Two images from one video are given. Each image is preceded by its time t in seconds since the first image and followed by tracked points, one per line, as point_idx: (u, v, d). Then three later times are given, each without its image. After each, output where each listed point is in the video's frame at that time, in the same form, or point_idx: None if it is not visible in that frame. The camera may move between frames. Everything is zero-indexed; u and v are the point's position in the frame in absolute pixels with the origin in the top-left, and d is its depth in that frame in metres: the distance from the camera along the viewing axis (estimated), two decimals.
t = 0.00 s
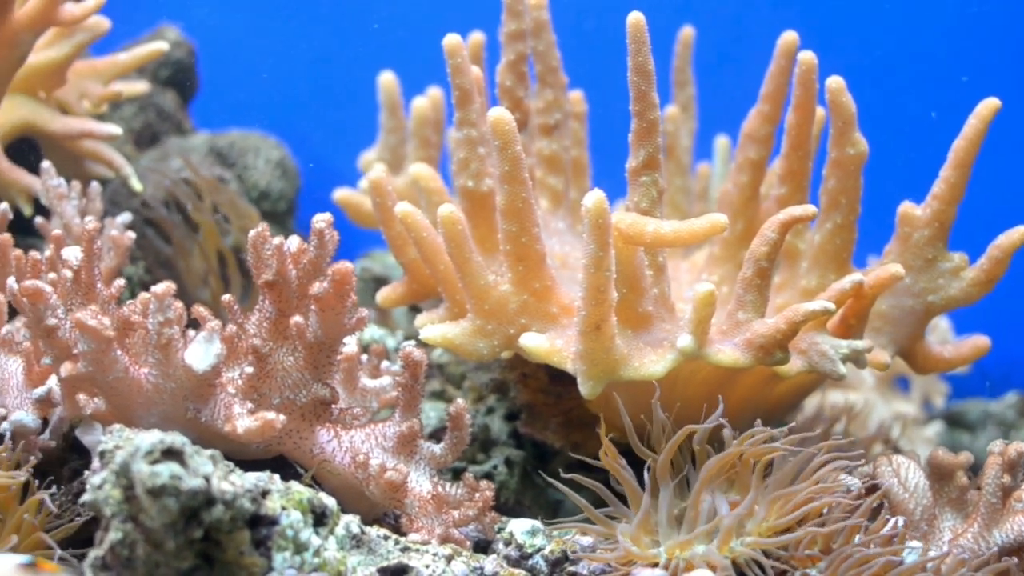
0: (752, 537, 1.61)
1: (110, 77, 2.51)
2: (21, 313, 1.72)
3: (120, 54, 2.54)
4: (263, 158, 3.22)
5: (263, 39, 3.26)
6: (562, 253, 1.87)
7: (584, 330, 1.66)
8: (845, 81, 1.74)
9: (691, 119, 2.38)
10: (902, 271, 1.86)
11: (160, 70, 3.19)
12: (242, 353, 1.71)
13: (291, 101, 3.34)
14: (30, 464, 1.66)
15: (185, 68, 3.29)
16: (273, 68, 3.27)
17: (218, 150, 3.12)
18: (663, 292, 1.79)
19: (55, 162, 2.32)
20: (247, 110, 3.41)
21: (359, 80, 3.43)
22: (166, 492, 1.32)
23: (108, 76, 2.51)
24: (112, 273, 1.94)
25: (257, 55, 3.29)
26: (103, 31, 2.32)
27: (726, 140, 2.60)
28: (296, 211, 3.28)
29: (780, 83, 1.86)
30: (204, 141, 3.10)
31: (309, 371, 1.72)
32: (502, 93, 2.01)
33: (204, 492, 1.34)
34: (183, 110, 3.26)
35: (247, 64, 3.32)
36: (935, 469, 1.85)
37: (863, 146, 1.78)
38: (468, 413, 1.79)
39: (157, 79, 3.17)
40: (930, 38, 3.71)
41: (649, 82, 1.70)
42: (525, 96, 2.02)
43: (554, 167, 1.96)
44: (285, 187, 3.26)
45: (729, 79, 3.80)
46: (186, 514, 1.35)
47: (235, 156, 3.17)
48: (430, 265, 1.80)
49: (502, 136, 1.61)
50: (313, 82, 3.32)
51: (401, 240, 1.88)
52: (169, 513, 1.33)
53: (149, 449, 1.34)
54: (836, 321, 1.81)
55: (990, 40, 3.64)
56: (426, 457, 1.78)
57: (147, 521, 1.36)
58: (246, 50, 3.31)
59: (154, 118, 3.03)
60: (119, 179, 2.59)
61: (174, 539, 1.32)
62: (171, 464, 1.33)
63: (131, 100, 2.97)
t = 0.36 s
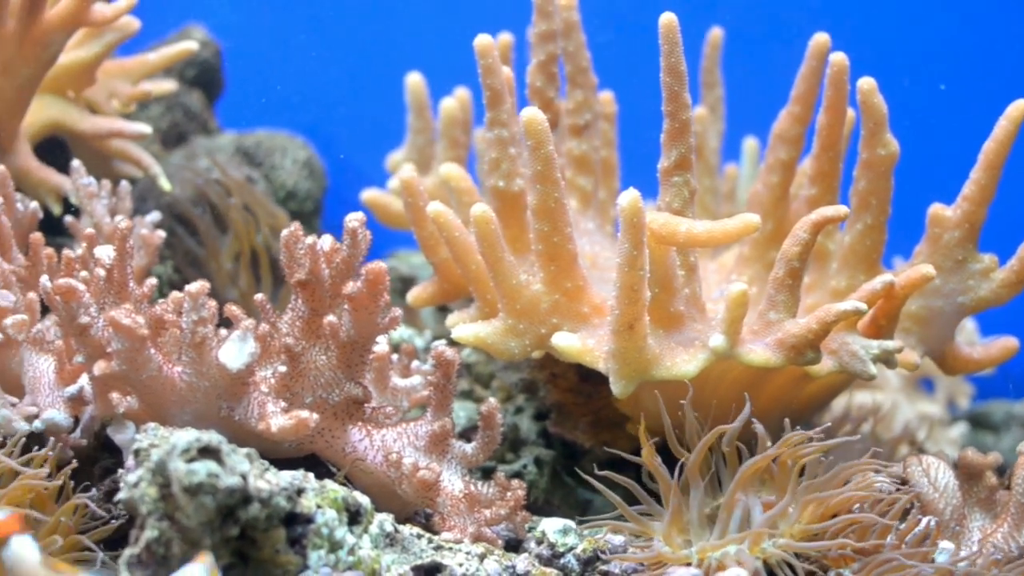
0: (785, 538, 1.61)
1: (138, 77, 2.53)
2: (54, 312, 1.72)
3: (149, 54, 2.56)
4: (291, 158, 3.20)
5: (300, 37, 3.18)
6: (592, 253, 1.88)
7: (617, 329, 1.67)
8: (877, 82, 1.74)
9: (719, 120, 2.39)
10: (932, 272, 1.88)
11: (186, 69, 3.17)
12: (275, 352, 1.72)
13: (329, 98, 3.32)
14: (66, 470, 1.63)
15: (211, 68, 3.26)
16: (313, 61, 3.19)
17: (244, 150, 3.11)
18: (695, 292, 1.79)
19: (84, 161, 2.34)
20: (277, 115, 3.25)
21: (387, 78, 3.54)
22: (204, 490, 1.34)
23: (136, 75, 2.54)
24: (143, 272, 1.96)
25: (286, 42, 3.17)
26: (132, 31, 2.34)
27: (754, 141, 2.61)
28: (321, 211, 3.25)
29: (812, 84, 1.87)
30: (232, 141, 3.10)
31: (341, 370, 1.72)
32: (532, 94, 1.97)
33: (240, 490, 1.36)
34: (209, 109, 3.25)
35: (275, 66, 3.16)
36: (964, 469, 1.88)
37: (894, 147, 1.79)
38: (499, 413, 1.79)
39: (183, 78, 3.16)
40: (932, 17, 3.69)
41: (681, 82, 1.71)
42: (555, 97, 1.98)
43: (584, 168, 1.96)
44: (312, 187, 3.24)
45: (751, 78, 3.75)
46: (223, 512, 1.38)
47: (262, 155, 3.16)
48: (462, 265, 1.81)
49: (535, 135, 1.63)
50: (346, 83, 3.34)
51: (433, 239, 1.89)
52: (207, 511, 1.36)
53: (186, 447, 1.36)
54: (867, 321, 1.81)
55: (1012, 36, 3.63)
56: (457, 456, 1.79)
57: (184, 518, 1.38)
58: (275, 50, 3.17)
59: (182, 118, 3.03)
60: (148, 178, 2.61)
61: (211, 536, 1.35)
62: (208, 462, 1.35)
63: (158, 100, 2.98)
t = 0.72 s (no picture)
0: (813, 537, 1.62)
1: (165, 77, 2.58)
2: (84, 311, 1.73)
3: (178, 54, 2.59)
4: (316, 157, 3.22)
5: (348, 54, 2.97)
6: (619, 253, 1.90)
7: (647, 329, 1.67)
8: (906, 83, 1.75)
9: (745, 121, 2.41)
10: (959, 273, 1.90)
11: (210, 69, 3.20)
12: (305, 351, 1.71)
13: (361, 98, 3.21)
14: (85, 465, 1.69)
15: (235, 68, 3.30)
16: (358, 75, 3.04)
17: (268, 150, 3.14)
18: (723, 292, 1.80)
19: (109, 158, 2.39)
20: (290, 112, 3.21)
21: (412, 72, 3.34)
22: (238, 490, 1.34)
23: (163, 75, 2.59)
24: (168, 271, 1.97)
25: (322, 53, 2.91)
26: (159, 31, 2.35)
27: (778, 141, 2.62)
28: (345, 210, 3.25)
29: (839, 85, 1.87)
30: (256, 140, 3.13)
31: (372, 370, 1.72)
32: (560, 94, 1.96)
33: (274, 489, 1.36)
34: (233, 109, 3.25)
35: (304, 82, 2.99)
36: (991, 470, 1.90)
37: (923, 148, 1.80)
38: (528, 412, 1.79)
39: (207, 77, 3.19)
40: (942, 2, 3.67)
41: (710, 84, 1.70)
42: (583, 98, 1.97)
43: (611, 168, 1.96)
44: (336, 187, 3.26)
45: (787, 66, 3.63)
46: (256, 511, 1.38)
47: (285, 155, 3.18)
48: (491, 265, 1.82)
49: (563, 136, 1.64)
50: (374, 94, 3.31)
51: (462, 239, 1.90)
52: (240, 509, 1.35)
53: (220, 447, 1.37)
54: (893, 322, 1.83)
55: None
56: (487, 456, 1.79)
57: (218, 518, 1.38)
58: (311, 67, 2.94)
59: (206, 117, 3.03)
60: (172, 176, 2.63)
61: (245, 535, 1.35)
62: (242, 462, 1.36)
63: (183, 100, 2.98)
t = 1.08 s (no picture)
0: (845, 534, 1.62)
1: (194, 75, 2.57)
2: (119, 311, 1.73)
3: (206, 51, 2.58)
4: (344, 157, 3.26)
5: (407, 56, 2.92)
6: (650, 253, 1.91)
7: (680, 329, 1.68)
8: (938, 84, 1.76)
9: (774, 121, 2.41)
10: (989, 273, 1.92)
11: (239, 68, 3.16)
12: (339, 351, 1.74)
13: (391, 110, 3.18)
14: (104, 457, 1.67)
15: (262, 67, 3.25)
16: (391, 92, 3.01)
17: (297, 149, 3.18)
18: (755, 292, 1.80)
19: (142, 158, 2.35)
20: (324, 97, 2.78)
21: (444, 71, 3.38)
22: (275, 489, 1.36)
23: (192, 74, 2.58)
24: (200, 270, 1.99)
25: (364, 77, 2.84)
26: (189, 30, 2.36)
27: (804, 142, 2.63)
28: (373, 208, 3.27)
29: (868, 85, 1.87)
30: (283, 140, 3.14)
31: (406, 369, 1.72)
32: (591, 93, 2.02)
33: (311, 489, 1.38)
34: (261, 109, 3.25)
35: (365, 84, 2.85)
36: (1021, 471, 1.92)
37: (954, 148, 1.81)
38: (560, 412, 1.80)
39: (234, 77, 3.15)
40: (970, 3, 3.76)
41: (744, 83, 1.72)
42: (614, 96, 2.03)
43: (641, 168, 1.96)
44: (365, 186, 3.28)
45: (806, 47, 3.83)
46: (293, 510, 1.40)
47: (314, 154, 3.23)
48: (523, 264, 1.82)
49: (595, 136, 1.65)
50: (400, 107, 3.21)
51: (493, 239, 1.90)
52: (278, 509, 1.38)
53: (258, 446, 1.39)
54: (924, 322, 1.83)
55: None
56: (519, 455, 1.80)
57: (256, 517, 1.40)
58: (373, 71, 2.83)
59: (233, 116, 3.03)
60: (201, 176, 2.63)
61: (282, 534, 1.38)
62: (279, 461, 1.38)
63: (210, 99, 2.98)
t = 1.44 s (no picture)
0: (879, 533, 1.62)
1: (223, 74, 2.57)
2: (153, 310, 1.73)
3: (235, 51, 2.57)
4: (370, 157, 3.27)
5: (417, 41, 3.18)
6: (680, 252, 1.92)
7: (713, 328, 1.68)
8: (968, 84, 1.77)
9: (800, 122, 2.42)
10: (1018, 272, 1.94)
11: (263, 69, 3.20)
12: (373, 349, 1.74)
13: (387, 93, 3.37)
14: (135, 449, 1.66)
15: (288, 68, 3.30)
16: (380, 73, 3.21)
17: (323, 149, 3.16)
18: (787, 291, 1.81)
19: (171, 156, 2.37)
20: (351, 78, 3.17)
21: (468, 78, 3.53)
22: (314, 487, 1.35)
23: (221, 72, 2.58)
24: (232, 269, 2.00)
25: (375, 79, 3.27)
26: (217, 30, 2.37)
27: (829, 142, 2.64)
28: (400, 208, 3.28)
29: (897, 85, 1.88)
30: (310, 139, 3.15)
31: (439, 368, 1.72)
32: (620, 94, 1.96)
33: (350, 487, 1.36)
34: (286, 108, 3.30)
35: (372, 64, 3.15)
36: None
37: (984, 148, 1.82)
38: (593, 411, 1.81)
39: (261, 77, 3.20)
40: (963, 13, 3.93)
41: (777, 84, 1.72)
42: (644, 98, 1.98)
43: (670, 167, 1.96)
44: (390, 186, 3.30)
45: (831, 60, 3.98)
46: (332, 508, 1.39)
47: (340, 154, 3.22)
48: (554, 264, 1.83)
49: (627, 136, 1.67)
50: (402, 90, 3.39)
51: (524, 238, 1.92)
52: (316, 507, 1.37)
53: (297, 444, 1.38)
54: (955, 322, 1.84)
55: None
56: (552, 454, 1.80)
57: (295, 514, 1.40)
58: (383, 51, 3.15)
59: (259, 117, 3.03)
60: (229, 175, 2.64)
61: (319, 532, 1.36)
62: (318, 459, 1.36)
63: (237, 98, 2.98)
